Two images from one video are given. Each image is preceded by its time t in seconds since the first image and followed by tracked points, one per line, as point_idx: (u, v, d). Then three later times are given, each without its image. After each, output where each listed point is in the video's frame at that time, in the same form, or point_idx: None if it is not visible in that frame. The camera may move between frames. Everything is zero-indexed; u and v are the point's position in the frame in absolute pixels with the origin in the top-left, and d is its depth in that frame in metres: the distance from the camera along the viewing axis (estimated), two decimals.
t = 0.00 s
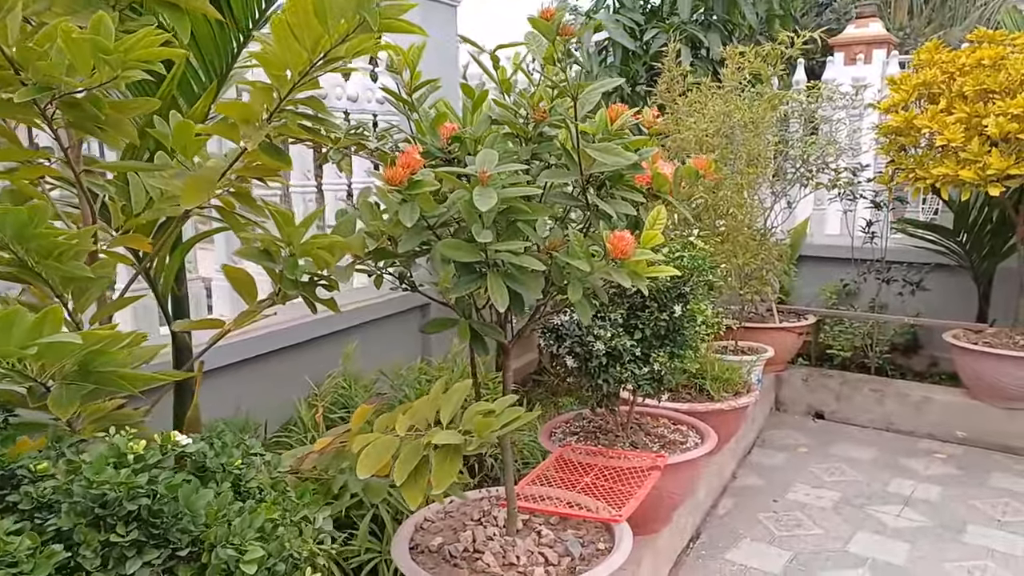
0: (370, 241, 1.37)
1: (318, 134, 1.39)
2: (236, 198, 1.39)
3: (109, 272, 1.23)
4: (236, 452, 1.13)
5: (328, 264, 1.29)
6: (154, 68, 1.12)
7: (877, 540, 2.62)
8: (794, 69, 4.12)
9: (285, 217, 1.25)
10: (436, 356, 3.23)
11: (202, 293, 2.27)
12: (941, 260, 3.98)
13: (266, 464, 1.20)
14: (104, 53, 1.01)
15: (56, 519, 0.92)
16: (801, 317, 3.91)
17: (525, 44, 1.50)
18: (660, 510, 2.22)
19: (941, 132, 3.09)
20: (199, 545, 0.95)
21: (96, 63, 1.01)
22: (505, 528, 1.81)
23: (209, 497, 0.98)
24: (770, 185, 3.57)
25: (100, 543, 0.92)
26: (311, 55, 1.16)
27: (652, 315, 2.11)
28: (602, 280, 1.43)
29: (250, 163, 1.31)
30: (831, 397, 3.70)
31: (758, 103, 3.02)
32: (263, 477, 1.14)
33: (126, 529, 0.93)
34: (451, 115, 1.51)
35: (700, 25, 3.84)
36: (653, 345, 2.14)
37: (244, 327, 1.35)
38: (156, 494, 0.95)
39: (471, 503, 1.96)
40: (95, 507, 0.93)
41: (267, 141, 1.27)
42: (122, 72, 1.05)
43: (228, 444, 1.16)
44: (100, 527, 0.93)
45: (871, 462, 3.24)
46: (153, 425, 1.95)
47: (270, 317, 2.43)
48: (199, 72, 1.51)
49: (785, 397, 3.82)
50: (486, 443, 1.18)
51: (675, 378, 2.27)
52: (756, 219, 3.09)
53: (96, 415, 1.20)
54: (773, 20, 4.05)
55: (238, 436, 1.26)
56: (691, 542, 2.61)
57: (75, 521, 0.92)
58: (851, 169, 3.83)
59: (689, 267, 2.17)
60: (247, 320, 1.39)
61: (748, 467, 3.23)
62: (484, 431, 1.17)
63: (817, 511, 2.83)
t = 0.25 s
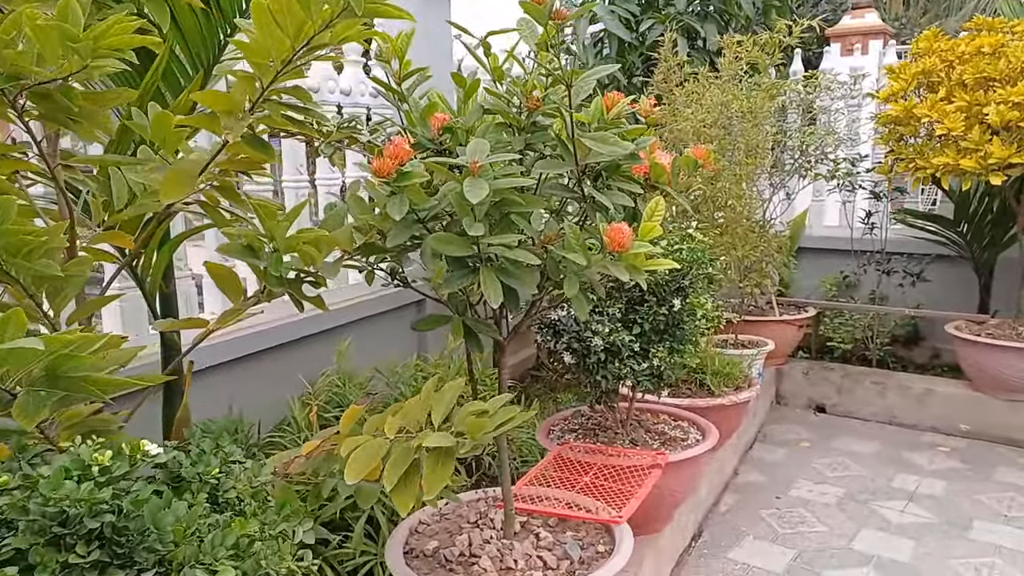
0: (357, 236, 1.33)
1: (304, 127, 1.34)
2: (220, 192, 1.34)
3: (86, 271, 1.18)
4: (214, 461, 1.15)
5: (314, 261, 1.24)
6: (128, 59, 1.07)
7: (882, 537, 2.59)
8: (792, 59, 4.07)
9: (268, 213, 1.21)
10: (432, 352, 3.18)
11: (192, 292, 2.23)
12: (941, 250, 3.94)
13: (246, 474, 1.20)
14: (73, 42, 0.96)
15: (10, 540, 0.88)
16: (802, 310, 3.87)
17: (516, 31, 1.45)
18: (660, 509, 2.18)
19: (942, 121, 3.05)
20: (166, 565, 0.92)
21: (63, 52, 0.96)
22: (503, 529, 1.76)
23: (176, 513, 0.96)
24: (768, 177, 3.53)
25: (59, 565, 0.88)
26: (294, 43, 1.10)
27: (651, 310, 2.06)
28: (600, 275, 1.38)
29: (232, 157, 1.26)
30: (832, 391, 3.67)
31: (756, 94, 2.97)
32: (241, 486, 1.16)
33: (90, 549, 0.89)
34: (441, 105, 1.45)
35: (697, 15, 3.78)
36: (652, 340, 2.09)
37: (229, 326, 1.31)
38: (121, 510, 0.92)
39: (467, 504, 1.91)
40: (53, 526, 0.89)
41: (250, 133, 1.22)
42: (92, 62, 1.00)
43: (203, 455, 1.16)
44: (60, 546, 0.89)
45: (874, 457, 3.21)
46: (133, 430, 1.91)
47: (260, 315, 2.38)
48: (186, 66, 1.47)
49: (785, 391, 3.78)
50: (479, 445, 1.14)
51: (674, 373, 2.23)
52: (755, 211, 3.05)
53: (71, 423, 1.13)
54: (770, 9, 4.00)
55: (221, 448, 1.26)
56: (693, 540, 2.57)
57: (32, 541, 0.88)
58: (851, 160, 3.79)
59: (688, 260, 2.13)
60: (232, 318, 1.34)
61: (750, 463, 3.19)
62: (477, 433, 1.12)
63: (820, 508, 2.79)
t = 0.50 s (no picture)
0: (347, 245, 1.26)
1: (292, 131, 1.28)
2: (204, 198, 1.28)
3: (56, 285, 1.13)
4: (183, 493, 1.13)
5: (299, 270, 1.18)
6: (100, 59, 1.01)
7: (890, 549, 2.52)
8: (794, 60, 4.02)
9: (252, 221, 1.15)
10: (430, 358, 3.12)
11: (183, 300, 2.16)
12: (946, 254, 3.88)
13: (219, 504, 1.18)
14: (36, 40, 0.90)
15: None
16: (805, 314, 3.81)
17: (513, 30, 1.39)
18: (662, 522, 2.11)
19: (948, 123, 2.99)
20: None
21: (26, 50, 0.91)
22: (501, 547, 1.70)
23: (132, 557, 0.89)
24: (771, 180, 3.47)
25: None
26: (279, 45, 1.05)
27: (654, 317, 2.00)
28: (602, 285, 1.32)
29: (217, 163, 1.20)
30: (836, 397, 3.60)
31: (759, 96, 2.92)
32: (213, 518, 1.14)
33: None
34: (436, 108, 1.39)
35: (698, 16, 3.73)
36: (654, 349, 2.04)
37: (212, 338, 1.25)
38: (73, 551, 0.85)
39: (464, 519, 1.85)
40: None
41: (235, 139, 1.16)
42: (60, 62, 0.95)
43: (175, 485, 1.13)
44: None
45: (880, 465, 3.15)
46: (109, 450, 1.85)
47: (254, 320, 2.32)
48: (175, 68, 1.41)
49: (789, 397, 3.72)
50: (474, 470, 1.08)
51: (677, 383, 2.17)
52: (758, 215, 2.99)
53: (43, 444, 1.12)
54: (773, 10, 3.95)
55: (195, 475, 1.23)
56: (696, 553, 2.51)
57: None
58: (855, 162, 3.73)
59: (691, 266, 2.09)
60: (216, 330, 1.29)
61: (753, 471, 3.13)
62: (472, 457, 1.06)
63: (825, 518, 2.73)
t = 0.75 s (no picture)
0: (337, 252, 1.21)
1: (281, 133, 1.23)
2: (188, 201, 1.23)
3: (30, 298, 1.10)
4: (161, 517, 1.07)
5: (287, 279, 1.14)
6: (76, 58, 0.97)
7: (893, 560, 2.48)
8: (796, 62, 3.98)
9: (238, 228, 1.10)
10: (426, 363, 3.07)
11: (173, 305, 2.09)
12: (948, 258, 3.84)
13: (196, 529, 1.13)
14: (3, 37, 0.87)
15: None
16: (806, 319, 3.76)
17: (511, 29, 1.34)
18: (662, 534, 2.06)
19: (951, 127, 2.94)
20: None
21: None
22: (497, 561, 1.65)
23: None
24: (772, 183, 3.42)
25: None
26: (265, 44, 1.00)
27: (654, 324, 1.96)
28: (602, 294, 1.27)
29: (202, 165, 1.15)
30: (837, 403, 3.56)
31: (761, 99, 2.88)
32: (190, 543, 1.09)
33: None
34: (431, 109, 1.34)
35: (699, 17, 3.69)
36: (654, 356, 1.99)
37: (197, 347, 1.21)
38: None
39: (459, 531, 1.80)
40: None
41: (221, 141, 1.11)
42: (29, 61, 0.91)
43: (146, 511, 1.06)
44: None
45: (881, 473, 3.10)
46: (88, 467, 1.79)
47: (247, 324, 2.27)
48: (164, 66, 1.36)
49: (789, 403, 3.67)
50: (467, 491, 1.04)
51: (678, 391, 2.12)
52: (759, 219, 2.95)
53: (13, 464, 1.02)
54: (774, 12, 3.91)
55: (169, 492, 1.19)
56: (696, 563, 2.46)
57: None
58: (856, 166, 3.69)
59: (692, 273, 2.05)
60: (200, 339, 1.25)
61: (753, 478, 3.08)
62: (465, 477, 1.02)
63: (827, 527, 2.68)
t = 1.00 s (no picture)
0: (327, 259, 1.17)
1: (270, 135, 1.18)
2: (173, 206, 1.19)
3: (9, 304, 1.04)
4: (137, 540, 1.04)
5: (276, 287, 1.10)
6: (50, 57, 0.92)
7: (899, 568, 2.44)
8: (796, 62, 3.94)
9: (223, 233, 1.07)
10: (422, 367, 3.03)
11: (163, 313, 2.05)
12: (951, 260, 3.80)
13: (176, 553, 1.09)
14: None
15: None
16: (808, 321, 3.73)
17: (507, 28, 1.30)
18: (663, 544, 2.03)
19: (955, 127, 2.91)
20: None
21: None
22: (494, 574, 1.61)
23: None
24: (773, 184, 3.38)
25: None
26: (251, 43, 0.96)
27: (655, 329, 1.92)
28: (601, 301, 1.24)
29: (186, 169, 1.10)
30: (840, 407, 3.52)
31: (762, 99, 2.84)
32: (168, 567, 1.05)
33: None
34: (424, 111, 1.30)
35: (698, 17, 3.66)
36: (655, 362, 1.95)
37: (183, 356, 1.17)
38: None
39: (455, 542, 1.76)
40: None
41: (205, 144, 1.07)
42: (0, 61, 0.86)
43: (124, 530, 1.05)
44: None
45: (885, 478, 3.06)
46: (67, 484, 1.75)
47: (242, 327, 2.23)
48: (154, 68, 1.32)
49: (791, 406, 3.63)
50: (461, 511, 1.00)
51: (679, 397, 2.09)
52: (761, 220, 2.91)
53: None
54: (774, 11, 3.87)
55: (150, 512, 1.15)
56: (698, 572, 2.42)
57: None
58: (858, 166, 3.65)
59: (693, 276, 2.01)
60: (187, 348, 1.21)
61: (755, 484, 3.04)
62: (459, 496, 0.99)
63: (831, 534, 2.64)
